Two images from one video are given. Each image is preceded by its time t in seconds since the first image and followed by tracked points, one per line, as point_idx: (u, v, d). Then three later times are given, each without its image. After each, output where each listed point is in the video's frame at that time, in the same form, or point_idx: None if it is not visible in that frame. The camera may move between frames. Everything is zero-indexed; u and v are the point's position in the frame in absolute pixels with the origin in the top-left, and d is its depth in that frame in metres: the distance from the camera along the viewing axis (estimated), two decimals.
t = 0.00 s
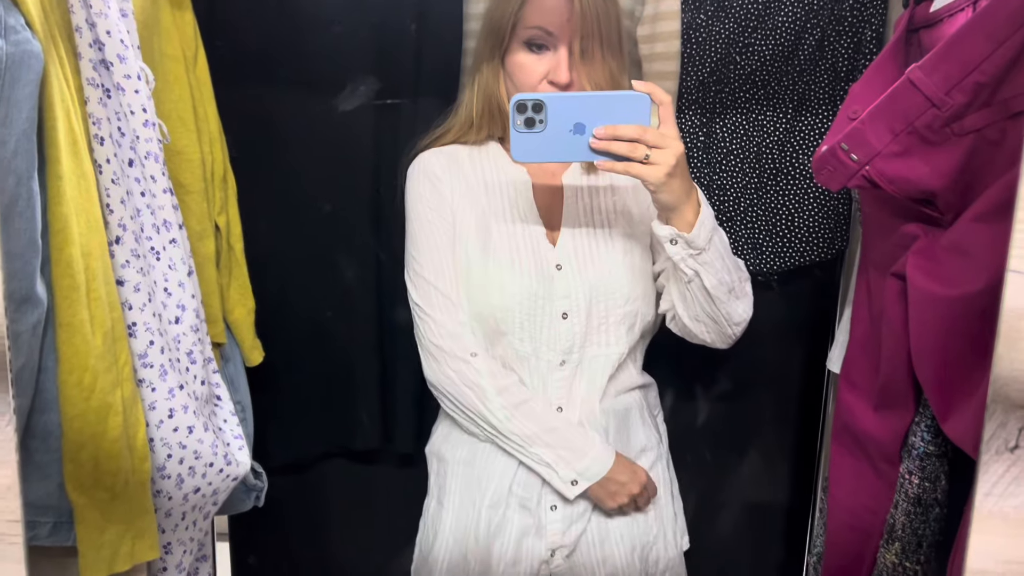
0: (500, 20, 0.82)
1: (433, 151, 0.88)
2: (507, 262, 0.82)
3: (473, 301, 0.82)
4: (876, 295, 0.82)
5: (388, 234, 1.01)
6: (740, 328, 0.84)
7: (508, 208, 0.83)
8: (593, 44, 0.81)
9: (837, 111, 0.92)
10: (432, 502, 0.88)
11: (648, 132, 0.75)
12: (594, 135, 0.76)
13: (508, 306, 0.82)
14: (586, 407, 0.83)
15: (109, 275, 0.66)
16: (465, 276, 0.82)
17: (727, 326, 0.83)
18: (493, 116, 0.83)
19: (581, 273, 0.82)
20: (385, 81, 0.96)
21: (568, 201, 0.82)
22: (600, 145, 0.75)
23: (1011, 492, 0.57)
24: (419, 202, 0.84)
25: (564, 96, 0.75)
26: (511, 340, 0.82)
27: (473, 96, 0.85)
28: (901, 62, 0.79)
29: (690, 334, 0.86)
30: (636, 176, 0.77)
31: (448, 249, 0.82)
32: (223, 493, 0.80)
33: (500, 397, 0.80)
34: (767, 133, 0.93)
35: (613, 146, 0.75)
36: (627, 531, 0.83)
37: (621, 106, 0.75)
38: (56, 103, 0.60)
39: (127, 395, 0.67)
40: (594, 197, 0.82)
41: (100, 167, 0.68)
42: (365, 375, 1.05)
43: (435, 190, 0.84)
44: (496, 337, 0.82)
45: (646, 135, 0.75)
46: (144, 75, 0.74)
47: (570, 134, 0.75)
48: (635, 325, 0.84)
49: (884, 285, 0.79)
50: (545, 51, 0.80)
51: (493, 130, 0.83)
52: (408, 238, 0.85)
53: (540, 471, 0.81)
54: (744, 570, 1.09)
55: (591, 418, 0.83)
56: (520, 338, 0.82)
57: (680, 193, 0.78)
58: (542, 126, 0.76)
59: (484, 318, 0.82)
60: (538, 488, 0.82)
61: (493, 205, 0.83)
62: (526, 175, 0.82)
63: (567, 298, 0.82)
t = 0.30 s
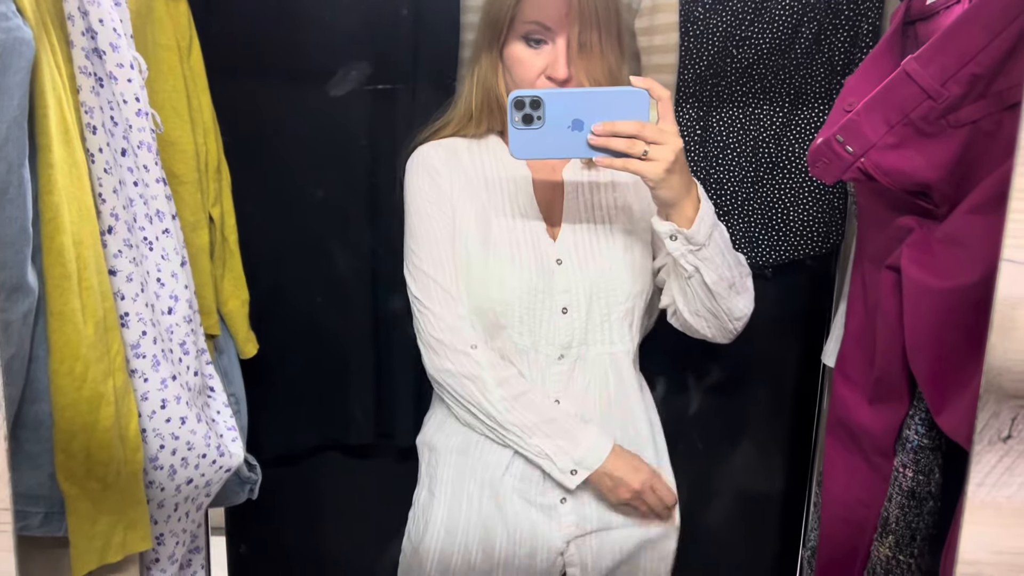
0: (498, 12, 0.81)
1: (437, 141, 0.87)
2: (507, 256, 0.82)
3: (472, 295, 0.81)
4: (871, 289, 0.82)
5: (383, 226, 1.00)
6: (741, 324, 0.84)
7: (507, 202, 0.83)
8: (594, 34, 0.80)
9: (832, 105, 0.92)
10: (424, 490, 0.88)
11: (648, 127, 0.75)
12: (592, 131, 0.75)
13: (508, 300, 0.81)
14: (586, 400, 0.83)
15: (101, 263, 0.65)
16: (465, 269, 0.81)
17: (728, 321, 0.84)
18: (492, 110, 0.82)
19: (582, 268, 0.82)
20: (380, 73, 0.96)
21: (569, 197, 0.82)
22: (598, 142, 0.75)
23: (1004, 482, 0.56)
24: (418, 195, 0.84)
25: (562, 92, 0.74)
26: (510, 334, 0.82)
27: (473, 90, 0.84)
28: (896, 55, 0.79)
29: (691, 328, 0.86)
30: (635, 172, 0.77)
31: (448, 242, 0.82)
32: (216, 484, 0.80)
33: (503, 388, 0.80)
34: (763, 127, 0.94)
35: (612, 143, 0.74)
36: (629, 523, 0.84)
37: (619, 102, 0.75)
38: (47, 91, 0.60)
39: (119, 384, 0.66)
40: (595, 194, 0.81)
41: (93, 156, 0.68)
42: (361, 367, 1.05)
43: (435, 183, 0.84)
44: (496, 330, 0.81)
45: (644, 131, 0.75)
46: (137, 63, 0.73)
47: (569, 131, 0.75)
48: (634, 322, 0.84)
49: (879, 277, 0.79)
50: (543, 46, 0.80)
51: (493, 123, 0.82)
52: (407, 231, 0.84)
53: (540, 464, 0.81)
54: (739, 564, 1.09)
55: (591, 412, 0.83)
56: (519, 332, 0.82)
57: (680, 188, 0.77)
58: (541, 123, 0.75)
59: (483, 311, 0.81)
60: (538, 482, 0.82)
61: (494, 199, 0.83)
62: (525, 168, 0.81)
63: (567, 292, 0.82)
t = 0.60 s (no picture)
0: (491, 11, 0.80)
1: (431, 139, 0.87)
2: (490, 257, 0.81)
3: (455, 296, 0.80)
4: (860, 289, 0.82)
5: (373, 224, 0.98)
6: (740, 329, 0.82)
7: (496, 202, 0.82)
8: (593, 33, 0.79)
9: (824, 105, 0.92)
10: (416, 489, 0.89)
11: (646, 127, 0.74)
12: (590, 130, 0.74)
13: (486, 301, 0.80)
14: (565, 405, 0.81)
15: (85, 264, 0.65)
16: (442, 270, 0.81)
17: (726, 326, 0.81)
18: (486, 111, 0.82)
19: (569, 268, 0.81)
20: (370, 72, 0.96)
21: (564, 196, 0.82)
22: (597, 141, 0.74)
23: (984, 485, 0.57)
24: (403, 197, 0.84)
25: (561, 90, 0.73)
26: (487, 335, 0.81)
27: (469, 92, 0.84)
28: (885, 54, 0.79)
29: (689, 335, 0.84)
30: (633, 172, 0.75)
31: (430, 243, 0.82)
32: (203, 485, 0.80)
33: (428, 403, 0.83)
34: (755, 126, 0.94)
35: (610, 142, 0.74)
36: (610, 527, 0.85)
37: (619, 101, 0.74)
38: (29, 91, 0.60)
39: (103, 385, 0.66)
40: (590, 193, 0.82)
41: (77, 157, 0.68)
42: (348, 366, 1.03)
43: (422, 184, 0.84)
44: (473, 331, 0.81)
45: (643, 131, 0.74)
46: (123, 64, 0.73)
47: (566, 129, 0.74)
48: (621, 326, 0.82)
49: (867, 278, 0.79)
50: (534, 47, 0.79)
51: (489, 123, 0.82)
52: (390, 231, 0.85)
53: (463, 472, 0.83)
54: (730, 565, 1.09)
55: (569, 416, 0.82)
56: (498, 334, 0.81)
57: (678, 189, 0.76)
58: (539, 121, 0.74)
59: (462, 313, 0.81)
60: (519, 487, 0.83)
61: (482, 198, 0.82)
62: (518, 168, 0.81)
63: (550, 294, 0.80)
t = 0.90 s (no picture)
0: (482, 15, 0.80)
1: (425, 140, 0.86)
2: (488, 258, 0.79)
3: (454, 296, 0.80)
4: (850, 295, 0.81)
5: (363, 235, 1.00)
6: (739, 336, 0.80)
7: (495, 204, 0.81)
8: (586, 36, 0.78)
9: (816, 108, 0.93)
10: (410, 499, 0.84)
11: (647, 130, 0.73)
12: (590, 133, 0.73)
13: (484, 298, 0.79)
14: (568, 406, 0.79)
15: (66, 273, 0.64)
16: (440, 272, 0.81)
17: (725, 334, 0.79)
18: (483, 117, 0.83)
19: (570, 269, 0.80)
20: (359, 78, 0.95)
21: (566, 199, 0.82)
22: (597, 144, 0.73)
23: (967, 496, 0.56)
24: (399, 201, 0.84)
25: (561, 92, 0.73)
26: (484, 336, 0.79)
27: (468, 98, 0.84)
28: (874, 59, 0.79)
29: (688, 343, 0.82)
30: (633, 176, 0.74)
31: (429, 246, 0.82)
32: (188, 494, 0.80)
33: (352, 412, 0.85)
34: (747, 130, 0.93)
35: (610, 145, 0.73)
36: (609, 540, 0.81)
37: (619, 105, 0.73)
38: (9, 98, 0.60)
39: (85, 395, 0.66)
40: (592, 196, 0.82)
41: (59, 164, 0.67)
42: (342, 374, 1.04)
43: (422, 186, 0.83)
44: (473, 332, 0.80)
45: (643, 134, 0.72)
46: (106, 70, 0.73)
47: (566, 132, 0.73)
48: (622, 329, 0.81)
49: (856, 283, 0.79)
50: (526, 50, 0.78)
51: (486, 127, 0.83)
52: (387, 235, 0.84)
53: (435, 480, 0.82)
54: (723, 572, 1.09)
55: (572, 419, 0.79)
56: (496, 335, 0.79)
57: (677, 194, 0.74)
58: (538, 123, 0.73)
59: (462, 315, 0.80)
60: (518, 494, 0.79)
61: (482, 200, 0.82)
62: (519, 169, 0.82)
63: (551, 294, 0.79)
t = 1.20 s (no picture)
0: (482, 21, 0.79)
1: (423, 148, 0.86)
2: (487, 263, 0.80)
3: (454, 302, 0.80)
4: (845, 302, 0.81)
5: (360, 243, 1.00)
6: (736, 344, 0.80)
7: (494, 210, 0.82)
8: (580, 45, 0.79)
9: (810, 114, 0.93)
10: (410, 510, 0.84)
11: (645, 136, 0.73)
12: (589, 139, 0.73)
13: (483, 303, 0.79)
14: (569, 412, 0.79)
15: (58, 284, 0.64)
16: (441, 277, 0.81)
17: (722, 341, 0.79)
18: (481, 123, 0.82)
19: (570, 273, 0.80)
20: (352, 87, 0.96)
21: (565, 204, 0.81)
22: (596, 150, 0.73)
23: (959, 506, 0.56)
24: (402, 209, 0.84)
25: (560, 97, 0.73)
26: (485, 341, 0.79)
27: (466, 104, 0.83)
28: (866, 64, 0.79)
29: (685, 349, 0.82)
30: (632, 182, 0.74)
31: (430, 253, 0.83)
32: (181, 505, 0.80)
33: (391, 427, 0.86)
34: (742, 136, 0.93)
35: (609, 151, 0.72)
36: (610, 549, 0.81)
37: (619, 111, 0.73)
38: None
39: (78, 406, 0.66)
40: (591, 202, 0.81)
41: (51, 176, 0.67)
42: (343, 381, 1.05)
43: (423, 194, 0.84)
44: (473, 337, 0.80)
45: (642, 139, 0.72)
46: (97, 81, 0.72)
47: (565, 137, 0.73)
48: (622, 334, 0.81)
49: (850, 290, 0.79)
50: (526, 56, 0.78)
51: (484, 133, 0.82)
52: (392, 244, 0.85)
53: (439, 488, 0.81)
54: None
55: (573, 424, 0.79)
56: (496, 340, 0.79)
57: (676, 200, 0.74)
58: (536, 128, 0.73)
59: (461, 321, 0.80)
60: (520, 502, 0.79)
61: (481, 206, 0.82)
62: (518, 174, 0.81)
63: (551, 299, 0.79)
